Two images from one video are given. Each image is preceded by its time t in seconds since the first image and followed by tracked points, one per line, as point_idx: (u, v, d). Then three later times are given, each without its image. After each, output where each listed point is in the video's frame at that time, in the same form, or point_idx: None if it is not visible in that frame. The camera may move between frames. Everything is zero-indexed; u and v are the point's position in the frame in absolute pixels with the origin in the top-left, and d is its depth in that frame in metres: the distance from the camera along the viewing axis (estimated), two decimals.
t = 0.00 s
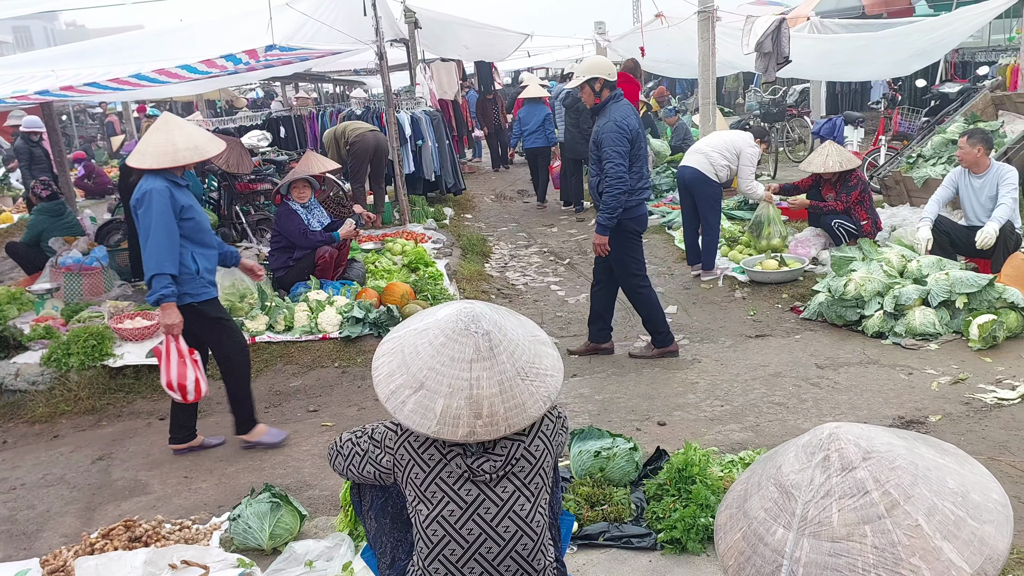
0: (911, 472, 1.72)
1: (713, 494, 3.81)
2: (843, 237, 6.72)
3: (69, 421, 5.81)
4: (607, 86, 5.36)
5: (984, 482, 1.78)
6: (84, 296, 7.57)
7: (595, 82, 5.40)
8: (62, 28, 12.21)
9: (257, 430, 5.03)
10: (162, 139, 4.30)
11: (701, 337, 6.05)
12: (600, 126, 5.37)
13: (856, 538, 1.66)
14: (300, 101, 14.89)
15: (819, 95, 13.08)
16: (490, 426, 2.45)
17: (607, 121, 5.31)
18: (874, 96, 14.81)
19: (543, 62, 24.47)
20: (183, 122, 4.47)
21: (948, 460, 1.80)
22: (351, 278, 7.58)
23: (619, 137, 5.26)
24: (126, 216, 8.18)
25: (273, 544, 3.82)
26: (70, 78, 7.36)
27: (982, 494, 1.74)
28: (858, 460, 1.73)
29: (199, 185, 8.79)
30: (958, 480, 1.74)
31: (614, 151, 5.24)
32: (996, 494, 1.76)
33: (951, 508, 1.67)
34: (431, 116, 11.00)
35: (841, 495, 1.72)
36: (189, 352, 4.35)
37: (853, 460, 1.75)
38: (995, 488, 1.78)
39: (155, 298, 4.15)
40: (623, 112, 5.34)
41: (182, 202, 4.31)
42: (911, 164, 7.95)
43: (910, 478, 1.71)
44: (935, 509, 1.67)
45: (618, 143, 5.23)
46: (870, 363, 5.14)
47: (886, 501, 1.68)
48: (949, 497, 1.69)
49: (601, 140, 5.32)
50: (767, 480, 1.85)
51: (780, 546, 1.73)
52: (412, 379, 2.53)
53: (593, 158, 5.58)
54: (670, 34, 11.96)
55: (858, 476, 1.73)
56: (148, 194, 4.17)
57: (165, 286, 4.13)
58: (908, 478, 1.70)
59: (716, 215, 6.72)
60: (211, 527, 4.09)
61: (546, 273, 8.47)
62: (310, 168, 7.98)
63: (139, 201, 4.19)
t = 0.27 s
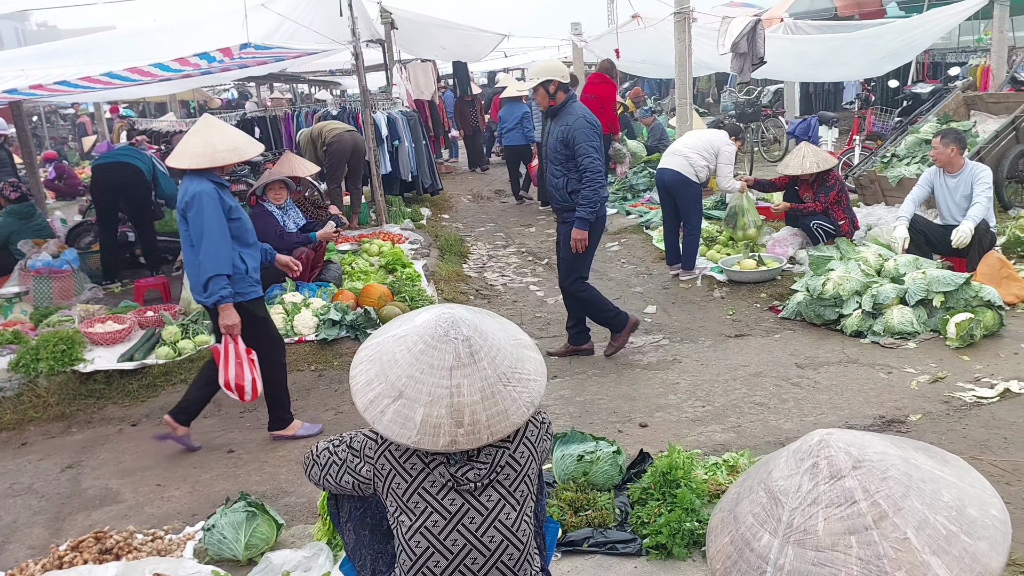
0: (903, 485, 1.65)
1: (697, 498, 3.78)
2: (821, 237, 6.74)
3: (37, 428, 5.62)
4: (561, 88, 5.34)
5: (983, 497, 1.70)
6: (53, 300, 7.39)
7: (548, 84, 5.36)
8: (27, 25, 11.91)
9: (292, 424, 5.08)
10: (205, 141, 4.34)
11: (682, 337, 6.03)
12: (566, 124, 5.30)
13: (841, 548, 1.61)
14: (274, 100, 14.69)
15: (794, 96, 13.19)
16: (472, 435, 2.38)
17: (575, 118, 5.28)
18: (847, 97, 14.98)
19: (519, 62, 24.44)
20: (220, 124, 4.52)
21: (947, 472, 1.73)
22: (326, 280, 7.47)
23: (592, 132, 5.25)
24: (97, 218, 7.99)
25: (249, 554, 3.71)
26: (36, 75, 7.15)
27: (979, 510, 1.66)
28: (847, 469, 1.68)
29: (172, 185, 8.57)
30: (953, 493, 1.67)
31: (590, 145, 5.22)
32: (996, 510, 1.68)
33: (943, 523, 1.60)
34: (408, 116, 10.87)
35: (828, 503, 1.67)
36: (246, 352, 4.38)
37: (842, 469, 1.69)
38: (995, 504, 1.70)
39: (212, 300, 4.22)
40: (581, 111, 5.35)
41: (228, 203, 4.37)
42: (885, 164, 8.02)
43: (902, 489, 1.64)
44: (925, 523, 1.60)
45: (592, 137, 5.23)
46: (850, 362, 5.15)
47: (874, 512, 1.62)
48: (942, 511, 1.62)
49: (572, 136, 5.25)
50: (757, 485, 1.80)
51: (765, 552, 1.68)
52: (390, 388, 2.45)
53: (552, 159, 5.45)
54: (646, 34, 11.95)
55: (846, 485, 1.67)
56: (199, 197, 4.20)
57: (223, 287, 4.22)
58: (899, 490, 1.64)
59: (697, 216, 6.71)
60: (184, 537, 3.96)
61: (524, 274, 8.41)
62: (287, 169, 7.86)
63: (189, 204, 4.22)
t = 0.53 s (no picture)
0: (873, 492, 1.59)
1: (659, 498, 3.76)
2: (770, 234, 6.83)
3: None
4: (496, 88, 5.17)
5: (956, 503, 1.63)
6: None
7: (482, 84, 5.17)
8: None
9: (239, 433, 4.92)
10: (210, 128, 4.24)
11: (638, 334, 6.04)
12: (509, 122, 5.15)
13: (811, 558, 1.54)
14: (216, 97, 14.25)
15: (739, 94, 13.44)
16: (431, 444, 2.28)
17: (518, 115, 5.15)
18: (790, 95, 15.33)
19: (468, 59, 24.34)
20: (220, 113, 4.46)
21: (918, 478, 1.66)
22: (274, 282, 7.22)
23: (539, 128, 5.15)
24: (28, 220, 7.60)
25: (196, 573, 3.50)
26: None
27: (950, 516, 1.59)
28: (817, 476, 1.62)
29: (110, 187, 8.16)
30: (924, 499, 1.60)
31: (539, 141, 5.11)
32: (969, 517, 1.61)
33: (914, 531, 1.54)
34: (356, 115, 10.66)
35: (797, 512, 1.60)
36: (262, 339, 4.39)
37: (811, 476, 1.63)
38: (968, 510, 1.63)
39: (227, 287, 4.15)
40: (518, 108, 5.22)
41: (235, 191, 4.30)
42: (829, 162, 8.20)
43: (872, 496, 1.58)
44: (895, 531, 1.53)
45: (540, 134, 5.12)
46: (801, 357, 5.23)
47: (843, 521, 1.56)
48: (914, 518, 1.56)
49: (520, 134, 5.12)
50: (727, 491, 1.74)
51: (736, 562, 1.61)
52: (344, 397, 2.35)
53: (495, 159, 5.26)
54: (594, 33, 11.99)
55: (816, 494, 1.60)
56: (214, 182, 4.09)
57: (241, 273, 4.18)
58: (869, 497, 1.58)
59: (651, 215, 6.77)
60: (127, 555, 3.75)
61: (478, 274, 8.30)
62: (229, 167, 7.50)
63: (201, 190, 4.09)
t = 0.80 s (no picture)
0: (805, 495, 1.58)
1: (598, 501, 3.75)
2: (701, 235, 6.96)
3: None
4: (412, 94, 4.80)
5: (891, 508, 1.63)
6: None
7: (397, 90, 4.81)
8: None
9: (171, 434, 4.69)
10: (187, 123, 4.18)
11: (573, 335, 6.04)
12: (429, 130, 4.82)
13: (739, 558, 1.53)
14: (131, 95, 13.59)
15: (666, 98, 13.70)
16: (362, 458, 2.20)
17: (440, 121, 4.83)
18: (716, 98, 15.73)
19: (396, 59, 24.03)
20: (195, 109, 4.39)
21: (854, 482, 1.66)
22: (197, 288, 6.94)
23: (461, 135, 4.86)
24: None
25: None
26: None
27: (882, 519, 1.59)
28: (749, 477, 1.60)
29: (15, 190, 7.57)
30: (856, 502, 1.59)
31: (462, 150, 4.83)
32: (904, 521, 1.61)
33: (844, 534, 1.53)
34: (282, 115, 10.36)
35: (729, 512, 1.59)
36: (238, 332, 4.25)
37: (744, 477, 1.62)
38: (904, 513, 1.63)
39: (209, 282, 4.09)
40: (438, 115, 4.89)
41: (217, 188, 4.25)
42: (754, 163, 8.41)
43: (803, 498, 1.57)
44: (824, 534, 1.53)
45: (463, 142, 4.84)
46: (732, 354, 5.33)
47: (772, 522, 1.54)
48: (844, 521, 1.55)
49: (442, 143, 4.81)
50: (667, 491, 1.73)
51: (669, 561, 1.60)
52: (273, 410, 2.23)
53: (415, 168, 4.92)
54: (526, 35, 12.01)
55: (747, 494, 1.59)
56: (197, 179, 4.05)
57: (222, 268, 4.11)
58: (801, 499, 1.57)
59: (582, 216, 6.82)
60: None
61: (412, 278, 8.15)
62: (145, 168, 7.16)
63: (184, 187, 4.05)
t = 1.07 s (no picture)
0: (682, 498, 1.97)
1: (528, 502, 3.73)
2: (630, 236, 7.02)
3: None
4: (322, 90, 4.49)
5: (773, 545, 1.90)
6: None
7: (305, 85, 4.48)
8: None
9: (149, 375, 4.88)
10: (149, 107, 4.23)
11: (503, 337, 6.01)
12: (341, 130, 4.55)
13: (605, 528, 2.01)
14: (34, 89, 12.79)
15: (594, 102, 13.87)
16: (278, 467, 2.09)
17: (352, 122, 4.56)
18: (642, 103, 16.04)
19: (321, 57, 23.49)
20: (157, 95, 4.46)
21: (750, 509, 1.96)
22: (111, 292, 6.60)
23: (374, 137, 4.63)
24: None
25: None
26: None
27: (753, 548, 1.88)
28: (638, 465, 2.03)
29: None
30: (731, 524, 1.92)
31: (374, 154, 4.60)
32: (779, 560, 1.86)
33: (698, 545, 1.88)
34: (199, 112, 9.96)
35: (614, 489, 2.07)
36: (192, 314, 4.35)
37: (636, 464, 2.06)
38: (787, 554, 1.88)
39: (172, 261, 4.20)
40: (350, 114, 4.62)
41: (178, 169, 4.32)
42: (681, 167, 8.63)
43: (677, 502, 1.96)
44: (677, 537, 1.90)
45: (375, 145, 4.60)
46: (659, 355, 5.41)
47: (640, 510, 1.98)
48: (707, 536, 1.89)
49: (354, 145, 4.55)
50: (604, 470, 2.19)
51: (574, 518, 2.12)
52: (185, 414, 2.11)
53: (323, 170, 4.63)
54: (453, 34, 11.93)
55: (632, 478, 2.04)
56: (160, 160, 4.14)
57: (186, 248, 4.23)
58: (674, 501, 1.96)
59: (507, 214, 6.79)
60: None
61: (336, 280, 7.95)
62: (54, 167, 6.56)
63: (147, 168, 4.12)
